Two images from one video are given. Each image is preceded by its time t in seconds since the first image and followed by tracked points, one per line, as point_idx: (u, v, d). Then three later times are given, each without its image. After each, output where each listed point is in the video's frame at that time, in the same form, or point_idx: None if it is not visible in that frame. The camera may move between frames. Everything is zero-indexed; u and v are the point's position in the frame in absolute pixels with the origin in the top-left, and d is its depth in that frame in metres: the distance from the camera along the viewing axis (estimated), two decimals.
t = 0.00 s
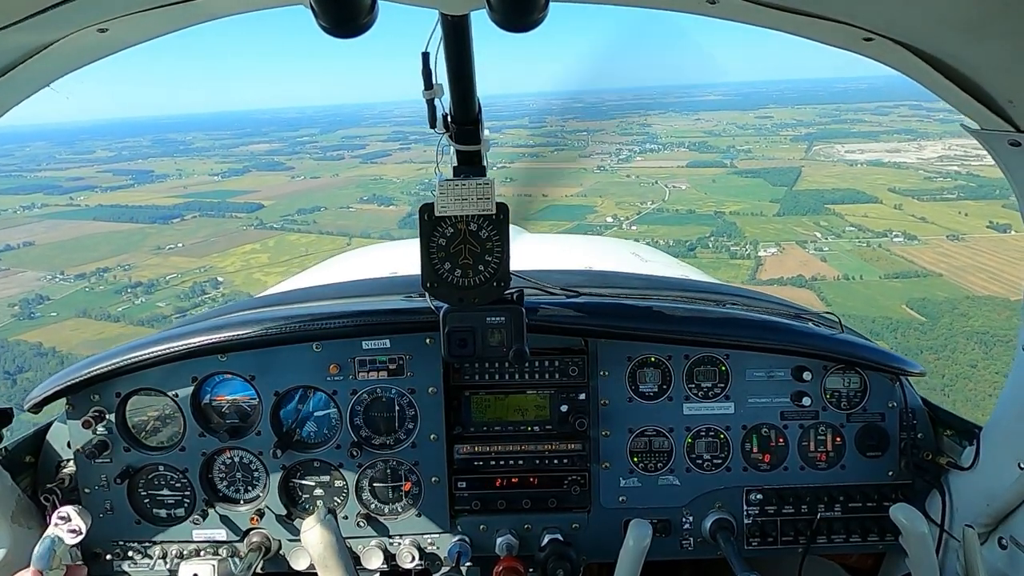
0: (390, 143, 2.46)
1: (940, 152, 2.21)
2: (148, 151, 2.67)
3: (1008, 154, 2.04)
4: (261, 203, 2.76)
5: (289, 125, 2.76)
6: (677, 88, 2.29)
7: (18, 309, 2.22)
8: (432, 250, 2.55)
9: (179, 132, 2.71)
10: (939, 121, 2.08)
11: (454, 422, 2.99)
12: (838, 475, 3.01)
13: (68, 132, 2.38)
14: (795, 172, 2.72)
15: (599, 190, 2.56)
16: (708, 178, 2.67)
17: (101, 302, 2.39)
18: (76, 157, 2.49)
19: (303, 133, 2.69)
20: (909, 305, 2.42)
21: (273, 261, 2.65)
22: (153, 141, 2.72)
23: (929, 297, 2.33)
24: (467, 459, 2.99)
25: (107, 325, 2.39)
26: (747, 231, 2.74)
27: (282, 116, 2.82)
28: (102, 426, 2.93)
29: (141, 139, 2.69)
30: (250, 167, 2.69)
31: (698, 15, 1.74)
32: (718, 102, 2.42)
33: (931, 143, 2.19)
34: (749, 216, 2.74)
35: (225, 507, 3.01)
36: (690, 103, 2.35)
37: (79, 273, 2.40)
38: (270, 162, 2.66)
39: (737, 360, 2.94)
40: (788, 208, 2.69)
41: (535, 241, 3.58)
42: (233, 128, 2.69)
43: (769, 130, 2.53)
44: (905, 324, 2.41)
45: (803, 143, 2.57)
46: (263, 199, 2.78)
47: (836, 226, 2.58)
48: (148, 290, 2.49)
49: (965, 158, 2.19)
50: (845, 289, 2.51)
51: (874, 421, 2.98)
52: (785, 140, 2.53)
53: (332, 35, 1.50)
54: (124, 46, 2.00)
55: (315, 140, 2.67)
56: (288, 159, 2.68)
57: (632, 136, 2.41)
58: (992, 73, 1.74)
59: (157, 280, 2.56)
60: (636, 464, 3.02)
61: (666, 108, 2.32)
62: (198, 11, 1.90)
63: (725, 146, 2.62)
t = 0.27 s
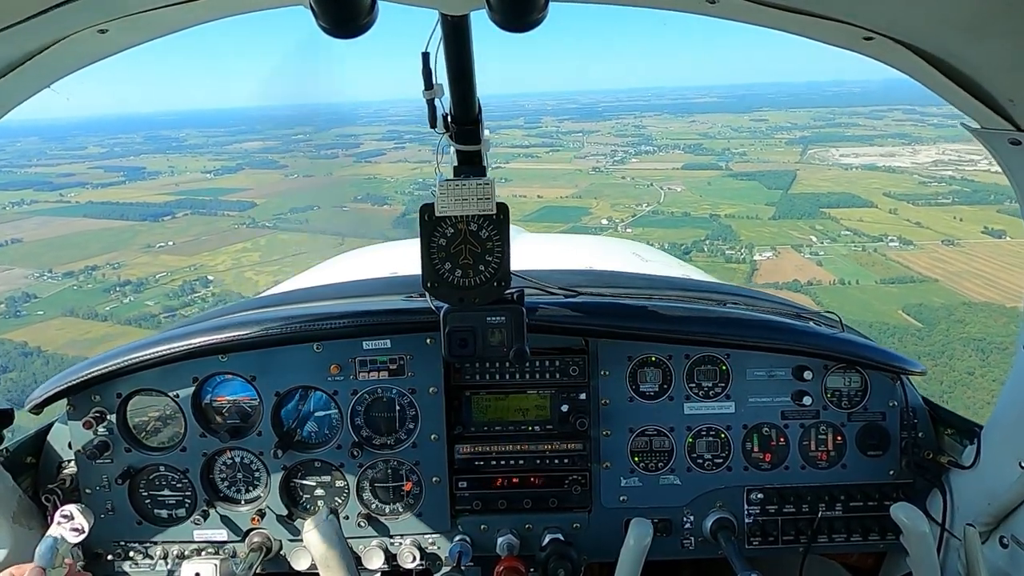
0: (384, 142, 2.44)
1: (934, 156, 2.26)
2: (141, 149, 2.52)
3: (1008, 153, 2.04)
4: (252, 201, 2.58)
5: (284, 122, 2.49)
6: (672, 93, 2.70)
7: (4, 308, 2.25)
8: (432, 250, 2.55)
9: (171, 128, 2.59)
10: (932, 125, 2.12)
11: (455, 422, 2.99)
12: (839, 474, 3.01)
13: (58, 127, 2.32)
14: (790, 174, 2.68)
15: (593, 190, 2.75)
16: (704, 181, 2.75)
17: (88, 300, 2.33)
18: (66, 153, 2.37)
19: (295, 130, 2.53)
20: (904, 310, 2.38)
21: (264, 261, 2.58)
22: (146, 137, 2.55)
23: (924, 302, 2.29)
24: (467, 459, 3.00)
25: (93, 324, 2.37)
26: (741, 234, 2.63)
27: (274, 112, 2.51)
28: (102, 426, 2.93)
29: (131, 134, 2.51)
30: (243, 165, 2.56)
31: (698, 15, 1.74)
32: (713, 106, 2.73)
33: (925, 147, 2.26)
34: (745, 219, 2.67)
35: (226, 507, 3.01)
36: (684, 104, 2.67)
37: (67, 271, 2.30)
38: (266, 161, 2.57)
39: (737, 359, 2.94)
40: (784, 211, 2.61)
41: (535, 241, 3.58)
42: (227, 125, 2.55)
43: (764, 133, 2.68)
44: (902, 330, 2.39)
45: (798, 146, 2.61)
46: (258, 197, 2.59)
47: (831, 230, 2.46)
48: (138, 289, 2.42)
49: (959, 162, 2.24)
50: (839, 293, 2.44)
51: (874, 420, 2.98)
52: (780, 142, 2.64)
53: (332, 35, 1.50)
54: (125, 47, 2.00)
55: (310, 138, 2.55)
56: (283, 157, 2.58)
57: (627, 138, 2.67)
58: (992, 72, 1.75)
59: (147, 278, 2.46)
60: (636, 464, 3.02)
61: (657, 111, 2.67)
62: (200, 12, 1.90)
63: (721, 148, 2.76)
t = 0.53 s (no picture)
0: (381, 141, 2.44)
1: (931, 160, 2.30)
2: (136, 146, 2.50)
3: (1009, 153, 2.04)
4: (247, 199, 2.62)
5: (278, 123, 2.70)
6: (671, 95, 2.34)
7: None
8: (432, 250, 2.55)
9: (165, 124, 2.57)
10: (930, 130, 2.14)
11: (455, 422, 2.99)
12: (839, 474, 3.01)
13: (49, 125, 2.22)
14: (788, 178, 2.61)
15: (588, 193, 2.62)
16: (701, 183, 2.66)
17: (79, 299, 2.30)
18: (61, 151, 2.33)
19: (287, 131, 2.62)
20: (903, 315, 2.37)
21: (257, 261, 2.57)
22: (140, 134, 2.52)
23: (923, 307, 2.33)
24: (467, 458, 3.00)
25: (83, 324, 2.34)
26: (739, 238, 2.59)
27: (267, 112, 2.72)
28: (102, 426, 2.93)
29: (128, 131, 2.48)
30: (238, 164, 2.60)
31: (699, 15, 1.74)
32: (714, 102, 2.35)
33: (925, 150, 2.29)
34: (743, 222, 2.64)
35: (225, 507, 3.01)
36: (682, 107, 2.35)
37: (58, 270, 2.26)
38: (260, 159, 2.62)
39: (737, 359, 2.94)
40: (781, 214, 2.59)
41: (535, 241, 3.58)
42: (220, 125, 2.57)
43: (761, 136, 2.52)
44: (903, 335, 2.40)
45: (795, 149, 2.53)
46: (252, 196, 2.64)
47: (829, 233, 2.49)
48: (130, 289, 2.41)
49: (957, 167, 2.26)
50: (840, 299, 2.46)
51: (874, 420, 2.98)
52: (777, 146, 2.53)
53: (332, 35, 1.50)
54: (124, 46, 2.00)
55: (305, 137, 2.62)
56: (276, 156, 2.61)
57: (625, 140, 2.47)
58: (993, 73, 1.75)
59: (139, 278, 2.46)
60: (636, 464, 3.02)
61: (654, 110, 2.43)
62: (200, 11, 1.90)
63: (718, 152, 2.59)
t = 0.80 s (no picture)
0: (381, 141, 2.42)
1: (933, 164, 2.25)
2: (136, 145, 2.49)
3: (1009, 153, 2.04)
4: (246, 199, 2.58)
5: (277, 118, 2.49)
6: (668, 97, 2.72)
7: None
8: (432, 250, 2.55)
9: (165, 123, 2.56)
10: (931, 134, 2.09)
11: (455, 422, 2.99)
12: (838, 474, 3.01)
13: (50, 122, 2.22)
14: (789, 181, 2.69)
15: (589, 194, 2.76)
16: (701, 186, 2.80)
17: (75, 300, 2.29)
18: (61, 148, 2.31)
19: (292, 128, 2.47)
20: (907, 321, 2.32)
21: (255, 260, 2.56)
22: (139, 133, 2.51)
23: (928, 312, 2.24)
24: (467, 458, 3.00)
25: (79, 325, 2.33)
26: (741, 240, 2.60)
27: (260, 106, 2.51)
28: (102, 426, 2.93)
29: (126, 129, 2.47)
30: (239, 162, 2.58)
31: (699, 14, 1.74)
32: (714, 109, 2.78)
33: (925, 154, 2.26)
34: (744, 225, 2.66)
35: (226, 507, 3.01)
36: (680, 109, 2.71)
37: (55, 269, 2.27)
38: (260, 158, 2.57)
39: (737, 359, 2.94)
40: (783, 217, 2.61)
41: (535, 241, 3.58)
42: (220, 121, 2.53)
43: (762, 138, 2.65)
44: (908, 341, 2.33)
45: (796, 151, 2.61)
46: (251, 195, 2.60)
47: (831, 237, 2.49)
48: (126, 288, 2.41)
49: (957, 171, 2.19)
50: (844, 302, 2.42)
51: (874, 419, 2.98)
52: (778, 148, 2.62)
53: (332, 35, 1.51)
54: (124, 46, 2.00)
55: (304, 136, 2.50)
56: (277, 156, 2.54)
57: (625, 142, 2.68)
58: (992, 72, 1.75)
59: (135, 277, 2.45)
60: (636, 463, 3.02)
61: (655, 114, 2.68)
62: (200, 11, 1.90)
63: (719, 153, 2.74)
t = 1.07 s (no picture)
0: (383, 141, 2.46)
1: (937, 166, 2.30)
2: (138, 142, 2.44)
3: (1008, 153, 2.05)
4: (246, 197, 2.57)
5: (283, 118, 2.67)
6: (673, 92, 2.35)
7: None
8: (432, 250, 2.55)
9: (167, 121, 2.52)
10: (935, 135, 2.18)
11: (455, 422, 2.99)
12: (838, 474, 3.01)
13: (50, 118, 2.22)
14: (792, 182, 2.55)
15: (593, 195, 2.58)
16: (702, 186, 2.60)
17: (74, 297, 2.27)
18: (63, 145, 2.29)
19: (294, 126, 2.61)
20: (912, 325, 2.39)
21: (257, 259, 2.55)
22: (141, 130, 2.47)
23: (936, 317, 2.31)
24: (467, 458, 3.00)
25: (75, 323, 2.36)
26: (745, 242, 2.60)
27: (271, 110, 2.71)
28: (102, 426, 2.93)
29: (129, 126, 2.44)
30: (238, 160, 2.59)
31: (698, 15, 1.74)
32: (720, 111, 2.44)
33: (929, 156, 2.30)
34: (749, 227, 2.60)
35: (226, 507, 3.01)
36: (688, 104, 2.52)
37: (53, 267, 2.23)
38: (260, 156, 2.59)
39: (737, 359, 2.94)
40: (786, 220, 2.53)
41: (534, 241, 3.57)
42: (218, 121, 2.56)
43: (765, 140, 2.52)
44: (915, 343, 2.42)
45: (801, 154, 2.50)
46: (250, 194, 2.59)
47: (836, 241, 2.46)
48: (125, 286, 2.37)
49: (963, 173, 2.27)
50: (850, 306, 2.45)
51: (874, 420, 2.98)
52: (783, 149, 2.51)
53: (331, 34, 1.50)
54: (124, 46, 2.00)
55: (307, 135, 2.61)
56: (279, 154, 2.57)
57: (628, 142, 2.44)
58: (991, 73, 1.75)
59: (134, 276, 2.39)
60: (636, 464, 3.02)
61: (658, 114, 2.38)
62: (200, 11, 1.90)
63: (721, 154, 2.54)
